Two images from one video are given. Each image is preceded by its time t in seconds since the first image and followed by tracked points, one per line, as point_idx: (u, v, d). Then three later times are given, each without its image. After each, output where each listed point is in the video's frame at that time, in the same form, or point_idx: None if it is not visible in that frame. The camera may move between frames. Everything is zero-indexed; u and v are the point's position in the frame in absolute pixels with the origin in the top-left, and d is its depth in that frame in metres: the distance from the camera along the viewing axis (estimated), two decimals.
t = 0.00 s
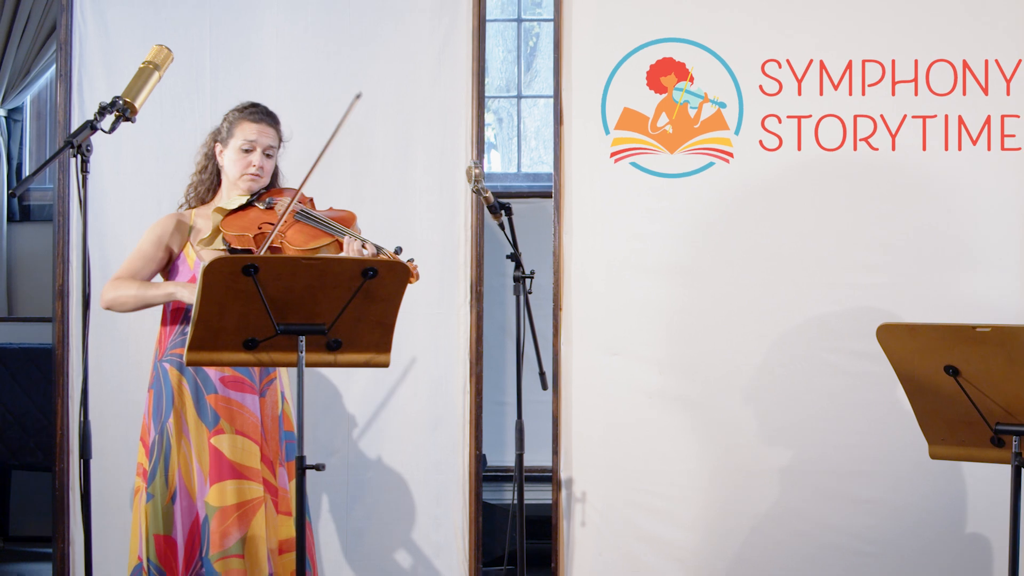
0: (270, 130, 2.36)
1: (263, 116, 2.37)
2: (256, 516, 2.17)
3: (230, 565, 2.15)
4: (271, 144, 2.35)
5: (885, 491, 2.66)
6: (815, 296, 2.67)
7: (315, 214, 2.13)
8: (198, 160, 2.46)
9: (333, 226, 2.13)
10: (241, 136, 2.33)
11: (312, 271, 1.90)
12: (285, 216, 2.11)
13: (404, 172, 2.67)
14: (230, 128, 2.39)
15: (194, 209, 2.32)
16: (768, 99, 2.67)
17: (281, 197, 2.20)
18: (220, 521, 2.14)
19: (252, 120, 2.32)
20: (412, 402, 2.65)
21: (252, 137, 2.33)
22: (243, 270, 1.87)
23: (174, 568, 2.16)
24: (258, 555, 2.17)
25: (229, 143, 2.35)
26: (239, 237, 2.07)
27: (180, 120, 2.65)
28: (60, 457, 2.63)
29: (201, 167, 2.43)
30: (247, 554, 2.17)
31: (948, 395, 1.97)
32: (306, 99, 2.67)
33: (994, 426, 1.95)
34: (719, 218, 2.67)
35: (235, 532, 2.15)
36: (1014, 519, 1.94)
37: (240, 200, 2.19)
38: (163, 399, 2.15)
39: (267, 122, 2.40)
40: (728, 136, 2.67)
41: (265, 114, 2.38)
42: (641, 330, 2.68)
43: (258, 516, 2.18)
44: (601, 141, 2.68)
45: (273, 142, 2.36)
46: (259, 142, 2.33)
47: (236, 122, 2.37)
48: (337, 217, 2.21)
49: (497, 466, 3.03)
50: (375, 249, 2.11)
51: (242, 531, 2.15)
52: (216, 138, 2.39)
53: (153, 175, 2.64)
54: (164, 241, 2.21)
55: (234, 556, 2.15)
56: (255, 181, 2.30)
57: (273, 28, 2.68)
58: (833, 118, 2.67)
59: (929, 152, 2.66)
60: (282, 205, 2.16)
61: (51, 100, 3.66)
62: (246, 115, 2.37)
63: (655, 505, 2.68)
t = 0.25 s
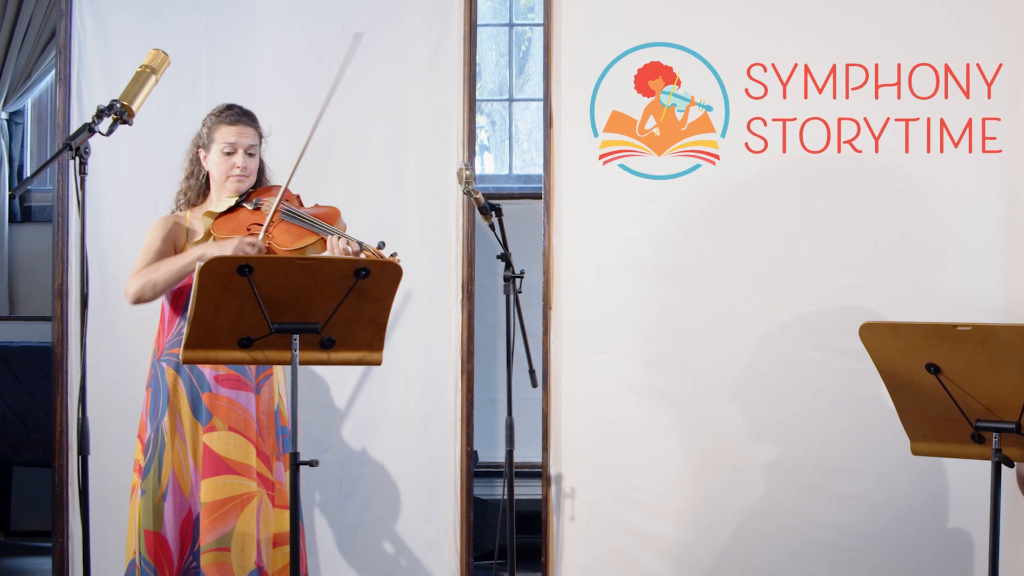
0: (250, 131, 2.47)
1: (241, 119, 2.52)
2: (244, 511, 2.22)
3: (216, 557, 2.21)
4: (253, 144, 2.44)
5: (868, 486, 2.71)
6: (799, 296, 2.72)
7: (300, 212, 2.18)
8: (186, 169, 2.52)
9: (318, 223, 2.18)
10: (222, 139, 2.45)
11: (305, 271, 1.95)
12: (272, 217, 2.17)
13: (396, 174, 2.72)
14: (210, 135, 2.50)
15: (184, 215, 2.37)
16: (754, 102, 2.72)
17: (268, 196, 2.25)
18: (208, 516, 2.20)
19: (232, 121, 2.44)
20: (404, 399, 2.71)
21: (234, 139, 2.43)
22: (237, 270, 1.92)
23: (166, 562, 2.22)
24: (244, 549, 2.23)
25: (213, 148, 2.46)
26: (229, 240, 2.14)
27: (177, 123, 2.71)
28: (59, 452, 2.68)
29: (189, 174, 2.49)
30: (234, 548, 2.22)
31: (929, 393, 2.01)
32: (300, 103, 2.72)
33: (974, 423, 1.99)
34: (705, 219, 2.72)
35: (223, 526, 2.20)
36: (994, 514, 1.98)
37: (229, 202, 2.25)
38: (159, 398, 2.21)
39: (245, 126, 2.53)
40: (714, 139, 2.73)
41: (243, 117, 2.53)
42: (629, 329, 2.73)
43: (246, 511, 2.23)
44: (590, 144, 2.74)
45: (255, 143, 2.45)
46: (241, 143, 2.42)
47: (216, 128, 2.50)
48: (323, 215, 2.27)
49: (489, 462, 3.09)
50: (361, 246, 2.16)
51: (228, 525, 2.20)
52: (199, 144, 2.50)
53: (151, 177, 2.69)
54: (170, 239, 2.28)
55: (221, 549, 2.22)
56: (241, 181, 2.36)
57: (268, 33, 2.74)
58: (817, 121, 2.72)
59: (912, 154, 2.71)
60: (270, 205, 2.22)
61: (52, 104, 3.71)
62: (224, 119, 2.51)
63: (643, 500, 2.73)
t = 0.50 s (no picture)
0: (238, 131, 2.46)
1: (229, 119, 2.48)
2: (242, 505, 2.27)
3: (216, 551, 2.26)
4: (242, 144, 2.45)
5: (852, 482, 2.76)
6: (784, 295, 2.77)
7: (289, 210, 2.22)
8: (175, 170, 2.55)
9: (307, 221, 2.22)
10: (212, 140, 2.43)
11: (299, 270, 2.00)
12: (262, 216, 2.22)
13: (389, 176, 2.77)
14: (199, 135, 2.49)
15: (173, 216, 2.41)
16: (739, 105, 2.78)
17: (258, 196, 2.29)
18: (207, 511, 2.24)
19: (221, 122, 2.42)
20: (396, 396, 2.76)
21: (222, 139, 2.42)
22: (232, 270, 1.98)
23: (165, 558, 2.27)
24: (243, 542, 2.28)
25: (202, 149, 2.45)
26: (220, 240, 2.20)
27: (174, 125, 2.76)
28: (58, 449, 2.73)
29: (179, 175, 2.53)
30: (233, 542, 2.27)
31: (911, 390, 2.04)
32: (295, 105, 2.77)
33: (955, 420, 2.02)
34: (692, 220, 2.78)
35: (222, 520, 2.25)
36: (975, 509, 2.01)
37: (220, 201, 2.29)
38: (156, 397, 2.26)
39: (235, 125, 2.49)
40: (701, 141, 2.78)
41: (230, 117, 2.49)
42: (617, 327, 2.78)
43: (243, 505, 2.29)
44: (579, 145, 2.79)
45: (244, 142, 2.46)
46: (230, 143, 2.42)
47: (204, 128, 2.46)
48: (313, 213, 2.30)
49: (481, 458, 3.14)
50: (352, 244, 2.20)
51: (228, 519, 2.26)
52: (188, 145, 2.49)
53: (148, 178, 2.75)
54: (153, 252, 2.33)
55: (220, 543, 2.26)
56: (232, 182, 2.40)
57: (263, 37, 2.79)
58: (802, 123, 2.77)
59: (894, 155, 2.77)
60: (260, 205, 2.26)
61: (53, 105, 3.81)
62: (212, 121, 2.46)
63: (630, 495, 2.78)
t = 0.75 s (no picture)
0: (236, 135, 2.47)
1: (227, 122, 2.49)
2: (236, 503, 2.35)
3: (211, 551, 2.31)
4: (238, 148, 2.47)
5: (836, 479, 2.82)
6: (770, 294, 2.83)
7: (283, 219, 2.28)
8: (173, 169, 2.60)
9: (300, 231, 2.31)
10: (208, 144, 2.45)
11: (293, 270, 2.06)
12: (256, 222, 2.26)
13: (382, 178, 2.82)
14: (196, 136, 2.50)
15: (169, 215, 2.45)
16: (726, 108, 2.83)
17: (253, 202, 2.34)
18: (202, 509, 2.30)
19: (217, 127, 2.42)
20: (389, 394, 2.81)
21: (218, 143, 2.44)
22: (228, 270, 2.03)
23: (155, 554, 2.31)
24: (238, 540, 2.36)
25: (199, 151, 2.47)
26: (215, 245, 2.24)
27: (171, 128, 2.81)
28: (57, 446, 2.78)
29: (177, 176, 2.58)
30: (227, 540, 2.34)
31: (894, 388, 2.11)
32: (289, 109, 2.83)
33: (937, 418, 2.08)
34: (680, 221, 2.83)
35: (216, 520, 2.31)
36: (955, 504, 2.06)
37: (216, 204, 2.33)
38: (149, 395, 2.32)
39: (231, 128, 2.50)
40: (688, 143, 2.83)
41: (228, 120, 2.49)
42: (606, 327, 2.84)
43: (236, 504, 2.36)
44: (568, 148, 2.84)
45: (240, 146, 2.48)
46: (226, 147, 2.44)
47: (201, 131, 2.48)
48: (303, 221, 2.38)
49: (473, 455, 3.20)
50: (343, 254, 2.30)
51: (222, 519, 2.32)
52: (186, 147, 2.51)
53: (146, 180, 2.80)
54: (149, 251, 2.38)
55: (214, 543, 2.32)
56: (228, 186, 2.44)
57: (258, 42, 2.84)
58: (787, 126, 2.82)
59: (878, 158, 2.82)
60: (254, 211, 2.32)
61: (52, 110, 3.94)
62: (209, 125, 2.47)
63: (619, 491, 2.83)
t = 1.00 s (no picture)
0: (256, 155, 2.85)
1: (252, 141, 2.86)
2: (221, 506, 2.50)
3: (198, 551, 2.48)
4: (254, 167, 2.84)
5: (820, 474, 2.87)
6: (756, 293, 2.88)
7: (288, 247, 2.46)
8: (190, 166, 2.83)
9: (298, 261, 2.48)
10: (229, 160, 2.85)
11: (287, 270, 2.11)
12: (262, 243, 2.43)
13: (375, 179, 2.88)
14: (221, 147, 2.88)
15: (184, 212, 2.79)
16: (713, 111, 2.88)
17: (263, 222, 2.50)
18: (191, 509, 2.47)
19: (241, 148, 2.84)
20: (382, 391, 2.87)
21: (239, 162, 2.85)
22: (224, 270, 2.09)
23: (146, 545, 2.50)
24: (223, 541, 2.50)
25: (220, 163, 2.85)
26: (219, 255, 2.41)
27: (167, 131, 2.87)
28: (57, 442, 2.83)
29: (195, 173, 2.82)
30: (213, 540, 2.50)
31: (878, 385, 2.16)
32: (283, 112, 2.88)
33: (919, 415, 2.13)
34: (667, 221, 2.89)
35: (202, 520, 2.48)
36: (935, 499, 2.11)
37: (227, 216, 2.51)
38: (146, 392, 2.51)
39: (256, 147, 2.86)
40: (675, 145, 2.89)
41: (252, 138, 2.87)
42: (594, 325, 2.89)
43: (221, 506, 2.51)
44: (558, 150, 2.89)
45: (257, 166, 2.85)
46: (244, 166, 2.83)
47: (225, 144, 2.87)
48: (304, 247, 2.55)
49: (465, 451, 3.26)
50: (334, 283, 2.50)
51: (206, 521, 2.48)
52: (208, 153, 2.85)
53: (143, 181, 2.85)
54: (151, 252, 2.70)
55: (201, 543, 2.49)
56: (237, 200, 2.79)
57: (253, 45, 2.89)
58: (772, 129, 2.88)
59: (862, 159, 2.88)
60: (263, 231, 2.47)
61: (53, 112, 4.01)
62: (236, 140, 2.87)
63: (608, 487, 2.89)
